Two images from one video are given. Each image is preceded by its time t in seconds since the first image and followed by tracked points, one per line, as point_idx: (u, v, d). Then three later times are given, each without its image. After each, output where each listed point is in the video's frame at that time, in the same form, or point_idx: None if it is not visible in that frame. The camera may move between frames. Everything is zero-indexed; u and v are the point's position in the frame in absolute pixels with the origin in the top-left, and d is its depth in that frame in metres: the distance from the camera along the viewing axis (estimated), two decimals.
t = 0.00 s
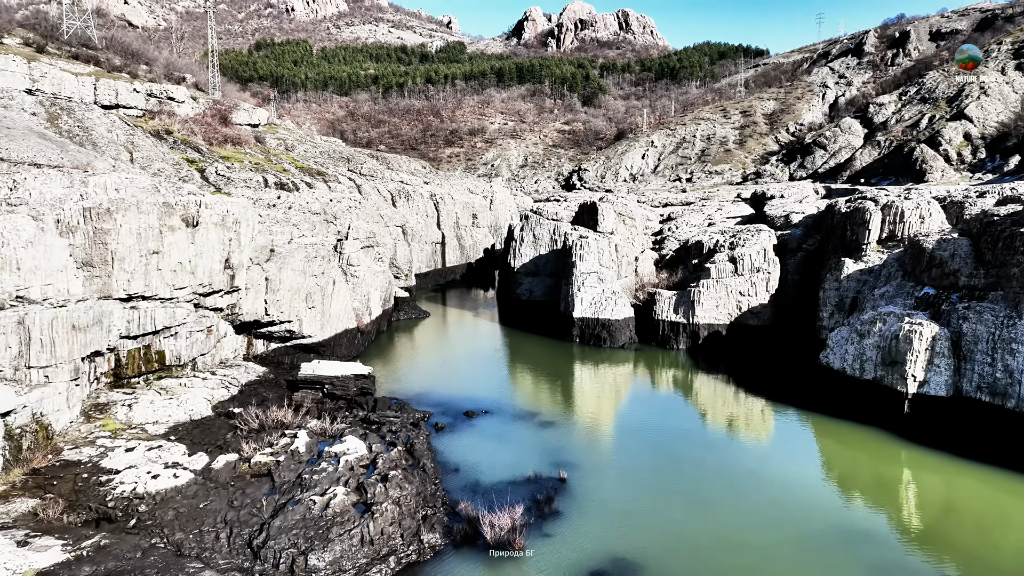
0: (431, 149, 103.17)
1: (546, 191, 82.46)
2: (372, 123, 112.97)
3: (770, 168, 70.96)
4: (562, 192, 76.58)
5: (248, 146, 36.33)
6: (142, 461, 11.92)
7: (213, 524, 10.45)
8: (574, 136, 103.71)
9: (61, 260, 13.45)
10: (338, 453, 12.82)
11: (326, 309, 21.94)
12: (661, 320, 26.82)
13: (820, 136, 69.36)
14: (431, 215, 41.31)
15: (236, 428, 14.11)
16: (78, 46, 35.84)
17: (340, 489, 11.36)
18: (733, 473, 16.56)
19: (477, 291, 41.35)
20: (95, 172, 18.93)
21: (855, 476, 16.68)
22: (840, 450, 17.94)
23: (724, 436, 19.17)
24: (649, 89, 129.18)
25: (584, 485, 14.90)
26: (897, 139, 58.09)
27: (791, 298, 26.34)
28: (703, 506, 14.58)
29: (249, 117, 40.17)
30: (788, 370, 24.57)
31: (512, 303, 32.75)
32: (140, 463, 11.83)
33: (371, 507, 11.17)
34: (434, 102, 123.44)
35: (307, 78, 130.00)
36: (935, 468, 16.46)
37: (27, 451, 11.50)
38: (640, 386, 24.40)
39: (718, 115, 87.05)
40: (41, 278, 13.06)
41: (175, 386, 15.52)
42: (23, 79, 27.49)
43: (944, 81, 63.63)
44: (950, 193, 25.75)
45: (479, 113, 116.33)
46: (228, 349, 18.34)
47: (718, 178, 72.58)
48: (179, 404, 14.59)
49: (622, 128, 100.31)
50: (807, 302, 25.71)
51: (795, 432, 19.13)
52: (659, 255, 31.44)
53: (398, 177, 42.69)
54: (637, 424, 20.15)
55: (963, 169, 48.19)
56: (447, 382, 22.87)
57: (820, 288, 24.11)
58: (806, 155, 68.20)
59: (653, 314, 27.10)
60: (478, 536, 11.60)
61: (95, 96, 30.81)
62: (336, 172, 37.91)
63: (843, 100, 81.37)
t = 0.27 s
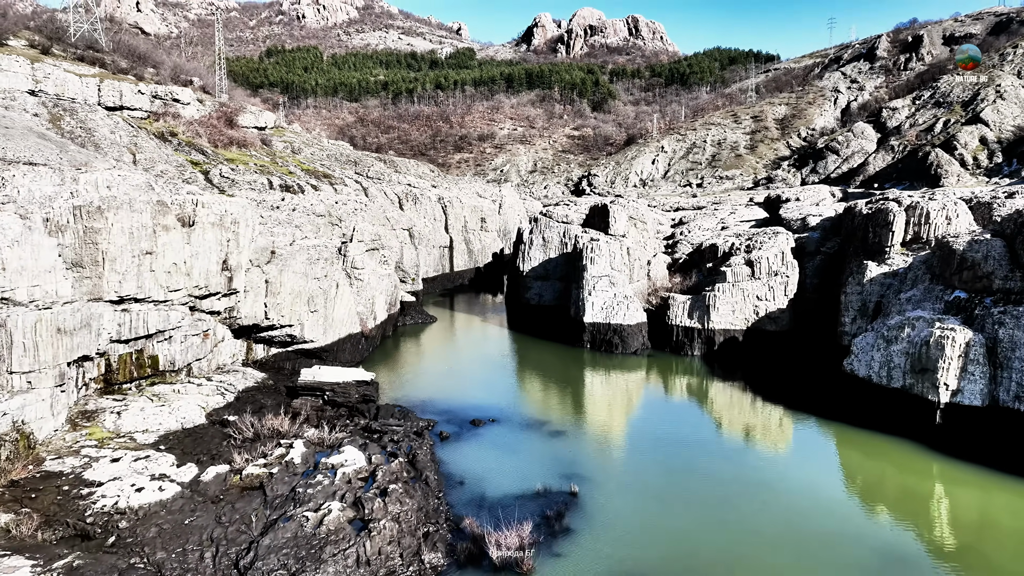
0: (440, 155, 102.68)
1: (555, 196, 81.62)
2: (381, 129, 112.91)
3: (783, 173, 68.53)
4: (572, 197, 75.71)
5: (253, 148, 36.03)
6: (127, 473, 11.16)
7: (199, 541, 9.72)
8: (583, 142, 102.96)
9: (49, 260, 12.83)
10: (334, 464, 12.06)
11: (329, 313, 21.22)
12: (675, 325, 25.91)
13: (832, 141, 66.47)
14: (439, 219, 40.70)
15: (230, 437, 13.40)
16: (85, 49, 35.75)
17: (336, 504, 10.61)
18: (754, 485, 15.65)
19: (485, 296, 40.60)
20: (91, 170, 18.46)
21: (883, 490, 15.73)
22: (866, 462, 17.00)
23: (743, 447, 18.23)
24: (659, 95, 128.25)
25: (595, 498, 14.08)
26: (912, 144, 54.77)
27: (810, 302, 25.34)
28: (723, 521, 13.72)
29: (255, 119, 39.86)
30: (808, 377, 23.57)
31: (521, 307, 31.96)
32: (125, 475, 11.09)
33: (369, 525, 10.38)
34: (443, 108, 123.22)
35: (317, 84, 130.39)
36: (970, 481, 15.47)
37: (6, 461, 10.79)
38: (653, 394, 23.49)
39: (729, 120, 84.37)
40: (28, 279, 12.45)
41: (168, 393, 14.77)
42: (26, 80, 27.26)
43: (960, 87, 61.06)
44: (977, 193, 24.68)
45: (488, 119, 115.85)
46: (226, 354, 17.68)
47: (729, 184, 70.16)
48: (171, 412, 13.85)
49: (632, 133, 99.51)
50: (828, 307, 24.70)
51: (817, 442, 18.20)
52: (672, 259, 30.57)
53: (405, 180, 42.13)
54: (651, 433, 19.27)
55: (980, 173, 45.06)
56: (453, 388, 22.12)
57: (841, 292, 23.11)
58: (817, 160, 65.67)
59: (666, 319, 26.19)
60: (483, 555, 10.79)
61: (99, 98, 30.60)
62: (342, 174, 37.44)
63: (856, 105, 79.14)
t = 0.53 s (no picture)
0: (445, 160, 102.18)
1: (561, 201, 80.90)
2: (387, 134, 112.67)
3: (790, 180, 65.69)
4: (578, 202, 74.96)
5: (255, 151, 35.58)
6: (105, 488, 10.43)
7: (176, 564, 8.97)
8: (589, 147, 102.29)
9: (31, 262, 11.91)
10: (326, 479, 11.31)
11: (328, 318, 20.55)
12: (685, 331, 25.06)
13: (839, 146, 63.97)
14: (443, 223, 40.05)
15: (218, 448, 12.69)
16: (86, 51, 35.44)
17: (325, 524, 9.86)
18: (772, 501, 14.79)
19: (490, 301, 39.86)
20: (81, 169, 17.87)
21: (909, 506, 14.81)
22: (890, 476, 16.11)
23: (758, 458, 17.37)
24: (666, 100, 127.49)
25: (605, 515, 13.27)
26: (921, 148, 52.25)
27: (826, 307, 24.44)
28: (742, 540, 12.87)
29: (257, 122, 39.42)
30: (824, 386, 22.65)
31: (526, 312, 31.18)
32: (102, 489, 10.38)
33: (360, 546, 9.61)
34: (449, 114, 122.92)
35: (323, 90, 130.42)
36: (1002, 498, 14.53)
37: None
38: (662, 402, 22.65)
39: (737, 126, 82.44)
40: (8, 281, 11.44)
41: (155, 401, 14.11)
42: (23, 81, 26.86)
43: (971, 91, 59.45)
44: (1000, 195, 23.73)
45: (494, 124, 115.43)
46: (218, 360, 17.00)
47: (737, 190, 68.42)
48: (157, 422, 13.17)
49: (638, 138, 98.77)
50: (844, 312, 23.81)
51: (837, 455, 17.31)
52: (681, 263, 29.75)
53: (409, 183, 41.51)
54: (661, 443, 18.45)
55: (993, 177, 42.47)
56: (455, 396, 21.35)
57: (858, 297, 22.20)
58: (825, 166, 63.45)
59: (677, 325, 25.34)
60: None
61: (98, 99, 30.19)
62: (345, 177, 36.88)
63: (864, 110, 77.84)
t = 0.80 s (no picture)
0: (448, 166, 101.68)
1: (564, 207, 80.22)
2: (391, 140, 112.40)
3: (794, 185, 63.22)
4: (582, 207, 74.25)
5: (253, 153, 35.02)
6: (75, 505, 9.67)
7: None
8: (593, 152, 101.69)
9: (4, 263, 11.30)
10: (312, 497, 10.54)
11: (324, 323, 19.82)
12: (693, 337, 24.24)
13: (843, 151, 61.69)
14: (445, 227, 39.36)
15: (201, 461, 11.95)
16: (85, 53, 35.09)
17: (309, 547, 9.08)
18: (790, 518, 14.00)
19: (492, 306, 39.15)
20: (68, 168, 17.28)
21: (934, 526, 14.00)
22: (913, 493, 15.29)
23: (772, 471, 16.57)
24: (670, 105, 126.78)
25: (613, 533, 12.51)
26: (928, 152, 50.71)
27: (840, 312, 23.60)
28: (760, 561, 12.10)
29: (256, 125, 38.93)
30: (839, 394, 21.82)
31: (529, 317, 30.42)
32: (72, 507, 9.63)
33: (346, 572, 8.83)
34: (452, 119, 122.59)
35: (327, 96, 130.19)
36: None
37: None
38: (670, 411, 21.84)
39: (739, 131, 81.65)
40: None
41: (137, 410, 13.39)
42: (16, 82, 26.41)
43: (978, 94, 56.87)
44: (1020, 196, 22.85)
45: (497, 130, 114.99)
46: (207, 367, 16.27)
47: (740, 195, 67.47)
48: (138, 433, 12.43)
49: (642, 144, 98.08)
50: (859, 317, 22.97)
51: (856, 469, 16.47)
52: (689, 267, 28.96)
53: (410, 187, 40.86)
54: (671, 454, 17.65)
55: (1002, 185, 39.74)
56: (455, 404, 20.59)
57: (873, 301, 21.40)
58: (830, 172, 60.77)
59: (685, 331, 24.53)
60: None
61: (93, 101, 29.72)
62: (345, 180, 36.26)
63: (869, 114, 76.63)
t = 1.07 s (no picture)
0: (450, 171, 101.07)
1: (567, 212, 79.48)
2: (392, 145, 111.95)
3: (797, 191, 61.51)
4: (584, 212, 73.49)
5: (250, 157, 34.39)
6: (35, 527, 8.88)
7: None
8: (595, 158, 101.08)
9: None
10: (294, 519, 9.76)
11: (316, 329, 19.06)
12: (700, 344, 23.44)
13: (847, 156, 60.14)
14: (445, 231, 38.65)
15: (178, 478, 11.16)
16: (80, 56, 34.58)
17: None
18: (807, 538, 13.20)
19: (493, 312, 38.41)
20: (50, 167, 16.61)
21: (960, 545, 13.21)
22: (936, 510, 14.50)
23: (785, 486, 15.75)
24: (672, 111, 126.18)
25: (619, 556, 11.74)
26: (933, 157, 49.66)
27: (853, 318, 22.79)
28: None
29: (253, 129, 38.34)
30: (852, 403, 20.99)
31: (531, 323, 29.64)
32: (32, 529, 8.83)
33: None
34: (454, 125, 122.16)
35: (329, 102, 129.95)
36: None
37: None
38: (677, 420, 21.01)
39: (743, 136, 81.05)
40: None
41: (113, 423, 12.61)
42: (6, 83, 25.83)
43: (983, 100, 55.78)
44: None
45: (499, 136, 114.51)
46: (191, 376, 15.52)
47: (744, 201, 66.70)
48: (112, 447, 11.64)
49: (645, 149, 97.43)
50: (872, 324, 22.15)
51: (874, 484, 15.66)
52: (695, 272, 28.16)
53: (409, 190, 40.18)
54: (678, 467, 16.86)
55: (1008, 189, 37.77)
56: (452, 414, 19.78)
57: (887, 307, 20.59)
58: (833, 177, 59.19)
59: (691, 337, 23.73)
60: None
61: (86, 103, 29.12)
62: (343, 184, 35.61)
63: (872, 120, 75.70)
